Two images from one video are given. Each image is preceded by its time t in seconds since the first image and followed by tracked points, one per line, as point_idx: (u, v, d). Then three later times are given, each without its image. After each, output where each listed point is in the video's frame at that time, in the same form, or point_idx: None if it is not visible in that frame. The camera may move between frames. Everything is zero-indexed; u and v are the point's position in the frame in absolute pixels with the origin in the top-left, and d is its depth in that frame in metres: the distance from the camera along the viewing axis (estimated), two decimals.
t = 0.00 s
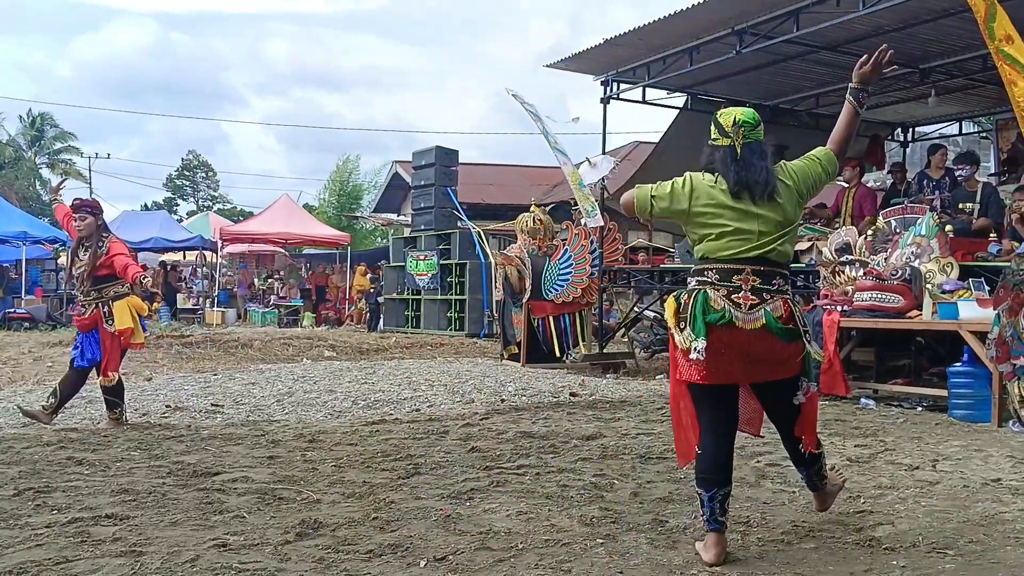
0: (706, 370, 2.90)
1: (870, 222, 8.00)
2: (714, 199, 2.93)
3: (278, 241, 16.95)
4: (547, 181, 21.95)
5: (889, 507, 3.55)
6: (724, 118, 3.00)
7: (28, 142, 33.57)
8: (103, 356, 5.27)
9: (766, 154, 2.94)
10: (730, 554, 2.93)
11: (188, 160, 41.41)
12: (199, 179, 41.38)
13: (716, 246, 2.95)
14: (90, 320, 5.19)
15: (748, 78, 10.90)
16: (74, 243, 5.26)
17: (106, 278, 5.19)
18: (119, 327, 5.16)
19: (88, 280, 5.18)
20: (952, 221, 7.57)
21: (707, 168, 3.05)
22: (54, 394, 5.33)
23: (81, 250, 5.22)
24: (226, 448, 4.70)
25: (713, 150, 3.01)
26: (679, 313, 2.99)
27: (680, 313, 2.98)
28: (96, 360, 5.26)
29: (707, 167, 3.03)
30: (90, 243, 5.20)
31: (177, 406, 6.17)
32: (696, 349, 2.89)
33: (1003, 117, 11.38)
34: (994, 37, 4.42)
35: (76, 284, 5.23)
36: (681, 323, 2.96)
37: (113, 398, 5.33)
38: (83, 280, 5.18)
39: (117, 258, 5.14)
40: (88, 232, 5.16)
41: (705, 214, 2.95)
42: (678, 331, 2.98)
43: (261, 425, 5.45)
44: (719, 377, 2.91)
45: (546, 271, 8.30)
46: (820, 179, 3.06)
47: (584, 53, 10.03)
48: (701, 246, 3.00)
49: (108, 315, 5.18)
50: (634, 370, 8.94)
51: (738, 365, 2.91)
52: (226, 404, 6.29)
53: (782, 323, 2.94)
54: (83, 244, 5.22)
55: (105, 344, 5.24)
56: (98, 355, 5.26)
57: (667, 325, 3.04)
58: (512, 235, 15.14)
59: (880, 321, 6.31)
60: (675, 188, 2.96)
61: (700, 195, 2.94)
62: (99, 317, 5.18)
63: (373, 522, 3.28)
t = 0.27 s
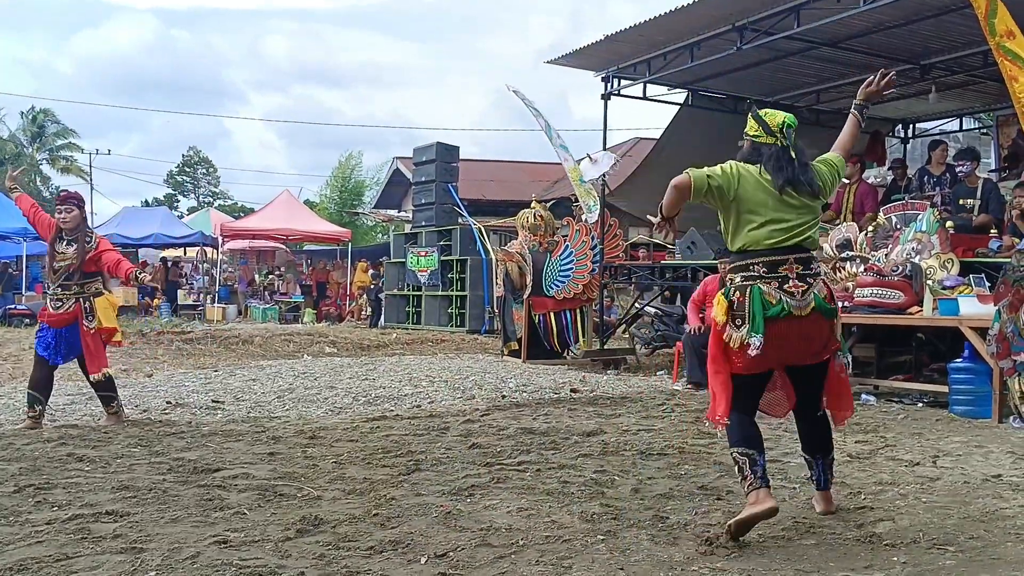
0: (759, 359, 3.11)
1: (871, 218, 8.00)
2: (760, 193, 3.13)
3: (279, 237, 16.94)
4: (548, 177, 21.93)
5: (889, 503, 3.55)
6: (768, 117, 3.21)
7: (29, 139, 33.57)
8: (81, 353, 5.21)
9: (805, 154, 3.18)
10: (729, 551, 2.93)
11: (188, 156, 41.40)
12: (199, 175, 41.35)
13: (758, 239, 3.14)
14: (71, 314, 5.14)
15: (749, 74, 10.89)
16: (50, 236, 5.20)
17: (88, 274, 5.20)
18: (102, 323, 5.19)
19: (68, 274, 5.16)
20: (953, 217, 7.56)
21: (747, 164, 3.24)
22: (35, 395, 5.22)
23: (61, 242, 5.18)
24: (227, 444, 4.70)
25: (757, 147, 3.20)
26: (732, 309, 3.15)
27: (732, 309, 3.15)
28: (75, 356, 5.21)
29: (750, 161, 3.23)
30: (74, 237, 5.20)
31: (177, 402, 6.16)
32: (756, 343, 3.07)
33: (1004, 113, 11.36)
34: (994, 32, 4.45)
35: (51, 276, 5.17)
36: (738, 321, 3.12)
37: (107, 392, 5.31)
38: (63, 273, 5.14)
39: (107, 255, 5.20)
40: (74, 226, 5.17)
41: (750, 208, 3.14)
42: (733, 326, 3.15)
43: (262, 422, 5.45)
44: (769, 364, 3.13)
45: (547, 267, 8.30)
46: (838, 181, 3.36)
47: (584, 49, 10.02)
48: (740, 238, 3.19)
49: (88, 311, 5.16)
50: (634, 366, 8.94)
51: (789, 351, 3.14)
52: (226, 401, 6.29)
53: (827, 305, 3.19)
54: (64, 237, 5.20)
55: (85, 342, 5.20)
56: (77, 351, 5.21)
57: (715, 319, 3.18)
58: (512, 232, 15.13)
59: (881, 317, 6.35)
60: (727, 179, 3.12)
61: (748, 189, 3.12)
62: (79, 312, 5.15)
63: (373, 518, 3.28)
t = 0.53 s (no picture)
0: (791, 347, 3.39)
1: (868, 215, 8.01)
2: (779, 192, 3.43)
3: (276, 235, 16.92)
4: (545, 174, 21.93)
5: (886, 499, 3.55)
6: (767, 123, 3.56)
7: (25, 137, 33.51)
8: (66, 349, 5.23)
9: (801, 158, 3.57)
10: (726, 547, 2.94)
11: (184, 154, 41.32)
12: (195, 173, 41.29)
13: (777, 235, 3.43)
14: (59, 310, 5.20)
15: (746, 71, 10.89)
16: (27, 232, 5.16)
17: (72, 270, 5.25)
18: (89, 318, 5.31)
19: (53, 271, 5.17)
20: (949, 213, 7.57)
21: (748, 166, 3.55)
22: (21, 398, 5.16)
23: (41, 240, 5.15)
24: (224, 442, 4.70)
25: (760, 149, 3.53)
26: (758, 304, 3.40)
27: (759, 304, 3.40)
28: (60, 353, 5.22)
29: (752, 164, 3.54)
30: (56, 233, 5.22)
31: (174, 400, 6.15)
32: (792, 333, 3.34)
33: (1000, 110, 11.38)
34: (991, 28, 4.45)
35: (33, 273, 5.14)
36: (766, 314, 3.37)
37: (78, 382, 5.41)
38: (49, 270, 5.16)
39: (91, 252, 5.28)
40: (56, 223, 5.19)
41: (770, 206, 3.43)
42: (761, 319, 3.39)
43: (259, 419, 5.45)
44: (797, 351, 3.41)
45: (544, 264, 8.28)
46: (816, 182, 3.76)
47: (582, 47, 10.01)
48: (757, 235, 3.46)
49: (76, 307, 5.26)
50: (632, 363, 8.95)
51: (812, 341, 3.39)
52: (223, 399, 6.29)
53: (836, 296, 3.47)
54: (44, 233, 5.18)
55: (72, 337, 5.26)
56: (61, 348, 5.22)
57: (742, 314, 3.44)
58: (509, 229, 15.14)
59: (877, 313, 6.31)
60: (749, 179, 3.40)
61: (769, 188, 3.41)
62: (67, 307, 5.24)
63: (371, 516, 3.28)
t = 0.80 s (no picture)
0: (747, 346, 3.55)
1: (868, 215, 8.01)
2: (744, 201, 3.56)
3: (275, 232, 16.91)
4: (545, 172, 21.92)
5: (885, 499, 3.56)
6: (728, 135, 3.68)
7: (25, 132, 33.47)
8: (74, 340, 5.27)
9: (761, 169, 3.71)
10: (724, 546, 2.94)
11: (183, 151, 41.25)
12: (195, 170, 41.26)
13: (740, 243, 3.57)
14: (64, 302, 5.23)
15: (745, 70, 10.89)
16: (27, 226, 5.16)
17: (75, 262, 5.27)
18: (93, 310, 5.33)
19: (60, 263, 5.20)
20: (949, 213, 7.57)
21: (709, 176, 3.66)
22: (25, 391, 5.25)
23: (45, 233, 5.17)
24: (223, 439, 4.70)
25: (720, 160, 3.64)
26: (711, 306, 3.56)
27: (712, 305, 3.56)
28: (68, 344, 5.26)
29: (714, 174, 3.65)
30: (57, 225, 5.24)
31: (172, 397, 6.14)
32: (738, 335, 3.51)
33: (1000, 110, 11.37)
34: (991, 28, 4.45)
35: (39, 267, 5.14)
36: (717, 316, 3.54)
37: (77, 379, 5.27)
38: (55, 262, 5.17)
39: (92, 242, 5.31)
40: (57, 213, 5.20)
41: (736, 214, 3.55)
42: (714, 319, 3.56)
43: (258, 416, 5.45)
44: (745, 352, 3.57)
45: (543, 263, 8.33)
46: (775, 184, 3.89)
47: (581, 45, 10.01)
48: (722, 242, 3.58)
49: (80, 299, 5.30)
50: (630, 361, 8.95)
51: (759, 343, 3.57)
52: (222, 395, 6.29)
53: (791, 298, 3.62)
54: (46, 224, 5.19)
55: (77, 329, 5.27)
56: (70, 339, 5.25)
57: (697, 312, 3.61)
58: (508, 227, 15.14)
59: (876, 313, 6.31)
60: (717, 189, 3.52)
61: (734, 198, 3.54)
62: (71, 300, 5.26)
63: (369, 513, 3.28)
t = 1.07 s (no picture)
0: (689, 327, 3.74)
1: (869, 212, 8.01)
2: (698, 195, 3.72)
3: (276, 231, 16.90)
4: (545, 170, 21.92)
5: (886, 497, 3.56)
6: (682, 129, 3.79)
7: (26, 131, 33.43)
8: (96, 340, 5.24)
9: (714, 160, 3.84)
10: (725, 544, 2.94)
11: (183, 150, 41.23)
12: (195, 169, 41.26)
13: (693, 234, 3.78)
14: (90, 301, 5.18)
15: (746, 68, 10.89)
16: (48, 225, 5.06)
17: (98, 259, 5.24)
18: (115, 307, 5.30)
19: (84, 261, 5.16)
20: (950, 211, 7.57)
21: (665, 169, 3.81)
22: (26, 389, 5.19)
23: (67, 232, 5.11)
24: (224, 438, 4.70)
25: (673, 156, 3.79)
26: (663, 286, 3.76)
27: (664, 286, 3.76)
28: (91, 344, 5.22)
29: (668, 169, 3.80)
30: (77, 222, 5.17)
31: (173, 396, 6.14)
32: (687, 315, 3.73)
33: (1001, 107, 11.36)
34: (992, 26, 4.46)
35: (65, 265, 5.09)
36: (666, 295, 3.74)
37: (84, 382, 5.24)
38: (81, 260, 5.14)
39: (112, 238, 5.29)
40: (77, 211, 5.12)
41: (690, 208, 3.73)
42: (664, 301, 3.76)
43: (259, 415, 5.45)
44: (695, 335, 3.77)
45: (544, 261, 8.31)
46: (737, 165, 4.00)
47: (582, 43, 10.01)
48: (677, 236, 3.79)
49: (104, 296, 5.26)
50: (631, 360, 8.95)
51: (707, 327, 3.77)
52: (223, 394, 6.28)
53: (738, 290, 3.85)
54: (68, 222, 5.12)
55: (99, 327, 5.24)
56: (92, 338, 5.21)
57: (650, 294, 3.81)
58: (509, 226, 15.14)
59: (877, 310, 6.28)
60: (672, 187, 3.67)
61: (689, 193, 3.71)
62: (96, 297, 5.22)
63: (371, 512, 3.28)
